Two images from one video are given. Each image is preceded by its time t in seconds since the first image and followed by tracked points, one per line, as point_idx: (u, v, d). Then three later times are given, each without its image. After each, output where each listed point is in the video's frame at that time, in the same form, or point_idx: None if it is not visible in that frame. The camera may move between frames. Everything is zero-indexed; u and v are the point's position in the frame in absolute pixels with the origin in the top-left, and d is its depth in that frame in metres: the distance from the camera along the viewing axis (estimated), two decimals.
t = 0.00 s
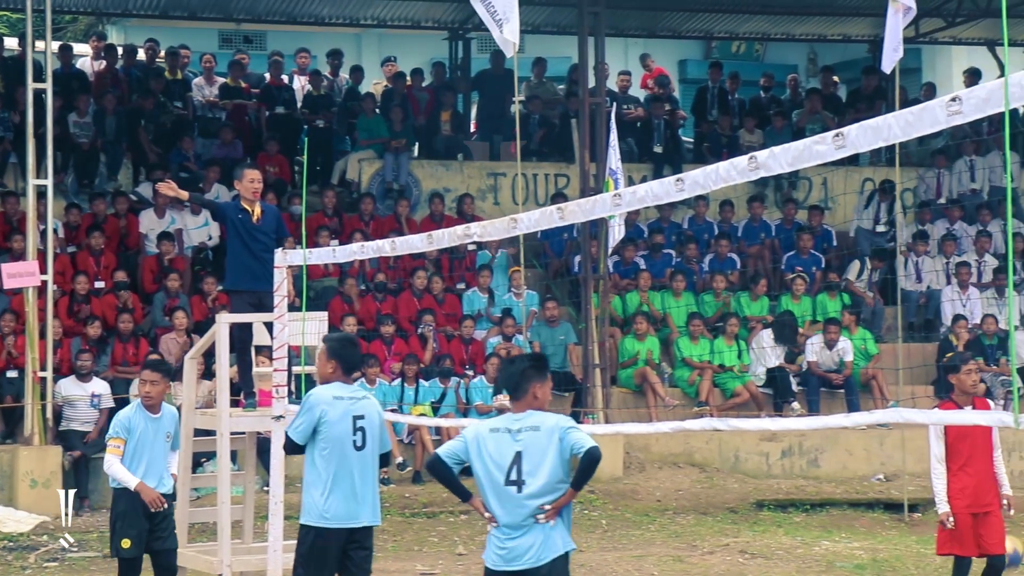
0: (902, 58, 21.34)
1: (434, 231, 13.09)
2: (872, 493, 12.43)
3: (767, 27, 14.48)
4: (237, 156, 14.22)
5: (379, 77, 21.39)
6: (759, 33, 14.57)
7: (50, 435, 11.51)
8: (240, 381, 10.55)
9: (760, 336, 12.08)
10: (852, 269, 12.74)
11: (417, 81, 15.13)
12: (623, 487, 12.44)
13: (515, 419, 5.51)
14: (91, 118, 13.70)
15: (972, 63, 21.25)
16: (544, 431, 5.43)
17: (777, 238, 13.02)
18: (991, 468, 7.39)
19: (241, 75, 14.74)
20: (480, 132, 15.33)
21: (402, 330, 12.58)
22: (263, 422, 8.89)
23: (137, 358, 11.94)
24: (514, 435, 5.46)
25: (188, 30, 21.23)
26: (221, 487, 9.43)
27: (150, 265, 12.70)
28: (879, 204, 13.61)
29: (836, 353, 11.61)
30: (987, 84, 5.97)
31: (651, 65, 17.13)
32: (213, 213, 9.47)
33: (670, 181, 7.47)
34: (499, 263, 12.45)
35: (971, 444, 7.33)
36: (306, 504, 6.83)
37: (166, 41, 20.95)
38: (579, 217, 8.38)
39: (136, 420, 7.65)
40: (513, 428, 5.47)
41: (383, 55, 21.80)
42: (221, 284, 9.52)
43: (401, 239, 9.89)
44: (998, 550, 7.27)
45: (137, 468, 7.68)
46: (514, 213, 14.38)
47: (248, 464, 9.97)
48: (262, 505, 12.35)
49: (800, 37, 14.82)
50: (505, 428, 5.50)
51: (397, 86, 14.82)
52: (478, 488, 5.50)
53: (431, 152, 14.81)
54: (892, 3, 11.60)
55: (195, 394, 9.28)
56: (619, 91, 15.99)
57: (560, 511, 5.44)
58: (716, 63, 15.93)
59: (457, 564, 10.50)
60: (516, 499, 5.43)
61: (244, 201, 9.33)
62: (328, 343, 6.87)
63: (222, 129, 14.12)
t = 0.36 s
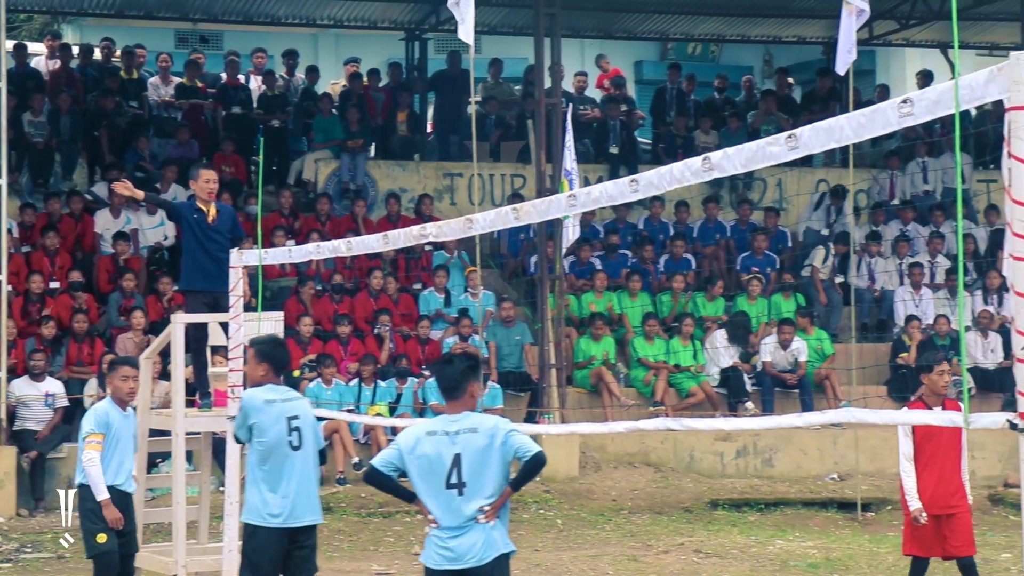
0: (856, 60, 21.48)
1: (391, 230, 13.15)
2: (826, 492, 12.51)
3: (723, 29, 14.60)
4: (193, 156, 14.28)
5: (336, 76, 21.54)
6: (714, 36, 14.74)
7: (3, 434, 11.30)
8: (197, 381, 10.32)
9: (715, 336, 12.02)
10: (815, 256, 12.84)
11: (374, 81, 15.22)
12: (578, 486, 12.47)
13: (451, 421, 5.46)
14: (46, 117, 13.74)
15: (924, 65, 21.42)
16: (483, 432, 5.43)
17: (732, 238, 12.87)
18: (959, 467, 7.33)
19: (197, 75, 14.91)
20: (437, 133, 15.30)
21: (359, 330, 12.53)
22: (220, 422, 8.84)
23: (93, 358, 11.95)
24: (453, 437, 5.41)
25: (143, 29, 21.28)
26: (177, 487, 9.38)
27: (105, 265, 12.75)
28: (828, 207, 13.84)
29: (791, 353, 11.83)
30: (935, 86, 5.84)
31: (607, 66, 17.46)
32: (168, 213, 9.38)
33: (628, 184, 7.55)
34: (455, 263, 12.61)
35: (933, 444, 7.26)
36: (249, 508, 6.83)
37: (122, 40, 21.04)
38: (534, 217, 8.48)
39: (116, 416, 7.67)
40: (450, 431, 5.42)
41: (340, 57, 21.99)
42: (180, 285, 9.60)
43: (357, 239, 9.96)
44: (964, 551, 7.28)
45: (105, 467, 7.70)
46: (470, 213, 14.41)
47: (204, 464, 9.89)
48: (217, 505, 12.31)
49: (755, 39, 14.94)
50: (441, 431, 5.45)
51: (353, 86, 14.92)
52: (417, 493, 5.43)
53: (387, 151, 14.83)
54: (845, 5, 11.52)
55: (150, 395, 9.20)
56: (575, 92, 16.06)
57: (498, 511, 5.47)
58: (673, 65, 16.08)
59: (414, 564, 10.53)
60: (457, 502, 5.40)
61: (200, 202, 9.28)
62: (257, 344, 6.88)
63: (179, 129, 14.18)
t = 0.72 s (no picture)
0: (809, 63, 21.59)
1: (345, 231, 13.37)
2: (778, 492, 12.57)
3: (677, 30, 14.85)
4: (146, 156, 14.22)
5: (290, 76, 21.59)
6: (668, 37, 14.97)
7: None
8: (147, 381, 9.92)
9: (668, 336, 12.20)
10: (783, 257, 12.96)
11: (328, 82, 15.33)
12: (532, 487, 12.51)
13: (399, 424, 5.30)
14: None
15: (878, 68, 21.55)
16: (432, 432, 5.29)
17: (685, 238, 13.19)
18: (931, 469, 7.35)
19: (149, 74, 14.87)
20: (391, 133, 15.21)
21: (313, 331, 12.50)
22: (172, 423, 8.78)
23: (43, 358, 11.85)
24: (403, 439, 5.25)
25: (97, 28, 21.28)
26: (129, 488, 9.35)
27: (56, 265, 12.67)
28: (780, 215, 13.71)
29: (744, 354, 11.81)
30: (888, 87, 5.99)
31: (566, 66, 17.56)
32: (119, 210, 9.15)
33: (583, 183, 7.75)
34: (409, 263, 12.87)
35: (901, 444, 7.33)
36: (185, 510, 6.80)
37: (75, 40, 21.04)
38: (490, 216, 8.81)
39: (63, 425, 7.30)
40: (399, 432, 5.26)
41: (294, 58, 22.11)
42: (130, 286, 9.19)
43: (311, 239, 9.95)
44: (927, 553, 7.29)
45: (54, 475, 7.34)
46: (424, 215, 14.60)
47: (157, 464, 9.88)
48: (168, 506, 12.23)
49: (708, 41, 15.25)
50: (390, 433, 5.28)
51: (307, 87, 14.98)
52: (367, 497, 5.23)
53: (341, 152, 15.00)
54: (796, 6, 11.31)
55: (101, 395, 9.16)
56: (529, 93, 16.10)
57: (447, 511, 5.34)
58: (630, 67, 16.14)
59: (367, 564, 10.48)
60: (408, 504, 5.25)
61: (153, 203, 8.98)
62: (185, 345, 6.77)
63: (131, 128, 14.12)
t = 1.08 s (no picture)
0: (767, 63, 21.68)
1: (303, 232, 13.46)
2: (736, 492, 12.63)
3: (635, 31, 14.90)
4: (101, 156, 14.13)
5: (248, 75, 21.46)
6: (627, 38, 15.01)
7: None
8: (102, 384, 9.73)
9: (626, 336, 12.25)
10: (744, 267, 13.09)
11: (286, 81, 15.27)
12: (490, 487, 12.49)
13: (368, 422, 5.32)
14: None
15: (835, 70, 21.66)
16: (402, 434, 5.32)
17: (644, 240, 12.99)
18: (891, 471, 7.25)
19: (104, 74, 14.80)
20: (350, 133, 15.33)
21: (270, 332, 12.51)
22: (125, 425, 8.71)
23: None
24: (373, 438, 5.27)
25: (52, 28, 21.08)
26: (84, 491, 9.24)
27: (10, 266, 12.58)
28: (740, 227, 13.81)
29: (703, 355, 11.83)
30: (843, 91, 6.06)
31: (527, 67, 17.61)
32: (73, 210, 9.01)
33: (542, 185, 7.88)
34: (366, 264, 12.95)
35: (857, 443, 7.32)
36: (140, 511, 6.65)
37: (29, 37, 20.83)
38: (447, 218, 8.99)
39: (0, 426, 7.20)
40: (368, 431, 5.28)
41: (252, 58, 21.81)
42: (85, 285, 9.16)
43: (267, 239, 9.93)
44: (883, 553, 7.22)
45: None
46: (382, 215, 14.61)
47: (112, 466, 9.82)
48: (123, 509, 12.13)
49: (667, 41, 15.32)
50: (359, 432, 5.30)
51: (263, 87, 15.03)
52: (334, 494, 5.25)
53: (299, 152, 15.00)
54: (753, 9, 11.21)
55: (55, 397, 9.05)
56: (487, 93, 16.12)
57: (411, 512, 5.37)
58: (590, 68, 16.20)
59: (325, 565, 10.42)
60: (374, 503, 5.27)
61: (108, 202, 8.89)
62: (146, 349, 6.61)
63: (87, 128, 14.05)
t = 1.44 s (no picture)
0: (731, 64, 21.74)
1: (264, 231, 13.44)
2: (699, 493, 12.63)
3: (598, 32, 14.94)
4: (61, 155, 14.07)
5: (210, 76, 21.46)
6: (590, 38, 15.05)
7: None
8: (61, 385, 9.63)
9: (588, 337, 12.24)
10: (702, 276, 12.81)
11: (248, 81, 15.25)
12: (453, 489, 12.46)
13: (340, 421, 5.35)
14: None
15: (798, 70, 21.75)
16: (373, 434, 5.36)
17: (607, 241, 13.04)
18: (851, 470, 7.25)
19: (64, 73, 14.78)
20: (311, 134, 15.36)
21: (232, 332, 12.46)
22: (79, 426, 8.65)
23: None
24: (345, 437, 5.30)
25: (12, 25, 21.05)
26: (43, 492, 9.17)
27: None
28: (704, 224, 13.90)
29: (665, 356, 11.91)
30: (804, 91, 6.08)
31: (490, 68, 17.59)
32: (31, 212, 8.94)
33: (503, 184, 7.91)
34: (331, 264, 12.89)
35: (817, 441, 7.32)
36: (104, 511, 6.52)
37: None
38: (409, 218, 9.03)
39: None
40: (341, 430, 5.31)
41: (213, 58, 22.13)
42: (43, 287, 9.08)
43: (227, 240, 9.85)
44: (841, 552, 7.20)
45: None
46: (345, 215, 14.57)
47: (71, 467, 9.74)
48: (84, 511, 12.05)
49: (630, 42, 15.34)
50: (332, 430, 5.33)
51: (225, 87, 14.97)
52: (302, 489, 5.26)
53: (261, 152, 14.95)
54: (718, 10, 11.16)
55: (13, 398, 8.99)
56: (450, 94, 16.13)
57: (377, 513, 5.40)
58: (552, 69, 16.26)
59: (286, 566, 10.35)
60: (343, 501, 5.28)
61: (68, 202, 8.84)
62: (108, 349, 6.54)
63: (46, 128, 14.02)
